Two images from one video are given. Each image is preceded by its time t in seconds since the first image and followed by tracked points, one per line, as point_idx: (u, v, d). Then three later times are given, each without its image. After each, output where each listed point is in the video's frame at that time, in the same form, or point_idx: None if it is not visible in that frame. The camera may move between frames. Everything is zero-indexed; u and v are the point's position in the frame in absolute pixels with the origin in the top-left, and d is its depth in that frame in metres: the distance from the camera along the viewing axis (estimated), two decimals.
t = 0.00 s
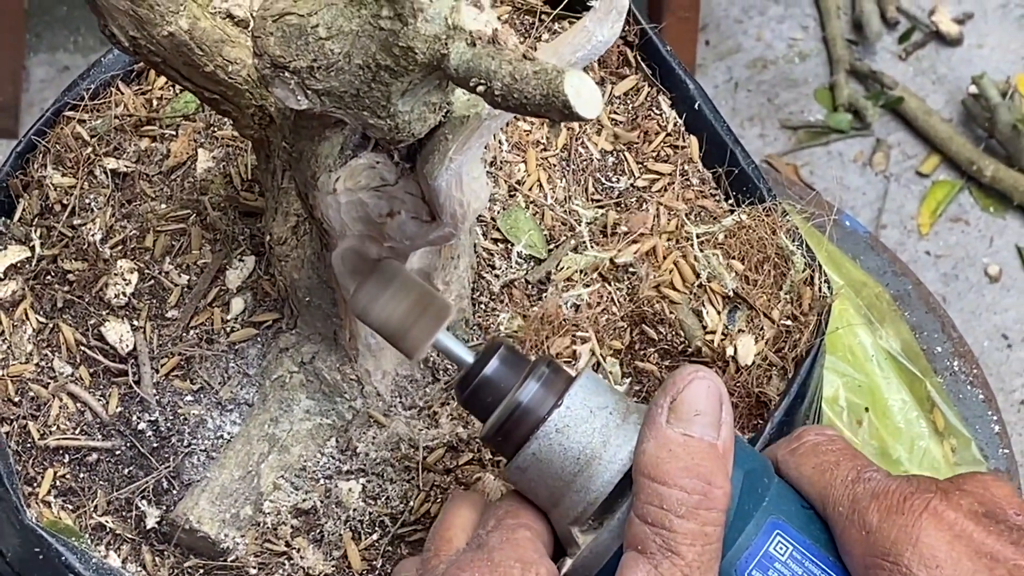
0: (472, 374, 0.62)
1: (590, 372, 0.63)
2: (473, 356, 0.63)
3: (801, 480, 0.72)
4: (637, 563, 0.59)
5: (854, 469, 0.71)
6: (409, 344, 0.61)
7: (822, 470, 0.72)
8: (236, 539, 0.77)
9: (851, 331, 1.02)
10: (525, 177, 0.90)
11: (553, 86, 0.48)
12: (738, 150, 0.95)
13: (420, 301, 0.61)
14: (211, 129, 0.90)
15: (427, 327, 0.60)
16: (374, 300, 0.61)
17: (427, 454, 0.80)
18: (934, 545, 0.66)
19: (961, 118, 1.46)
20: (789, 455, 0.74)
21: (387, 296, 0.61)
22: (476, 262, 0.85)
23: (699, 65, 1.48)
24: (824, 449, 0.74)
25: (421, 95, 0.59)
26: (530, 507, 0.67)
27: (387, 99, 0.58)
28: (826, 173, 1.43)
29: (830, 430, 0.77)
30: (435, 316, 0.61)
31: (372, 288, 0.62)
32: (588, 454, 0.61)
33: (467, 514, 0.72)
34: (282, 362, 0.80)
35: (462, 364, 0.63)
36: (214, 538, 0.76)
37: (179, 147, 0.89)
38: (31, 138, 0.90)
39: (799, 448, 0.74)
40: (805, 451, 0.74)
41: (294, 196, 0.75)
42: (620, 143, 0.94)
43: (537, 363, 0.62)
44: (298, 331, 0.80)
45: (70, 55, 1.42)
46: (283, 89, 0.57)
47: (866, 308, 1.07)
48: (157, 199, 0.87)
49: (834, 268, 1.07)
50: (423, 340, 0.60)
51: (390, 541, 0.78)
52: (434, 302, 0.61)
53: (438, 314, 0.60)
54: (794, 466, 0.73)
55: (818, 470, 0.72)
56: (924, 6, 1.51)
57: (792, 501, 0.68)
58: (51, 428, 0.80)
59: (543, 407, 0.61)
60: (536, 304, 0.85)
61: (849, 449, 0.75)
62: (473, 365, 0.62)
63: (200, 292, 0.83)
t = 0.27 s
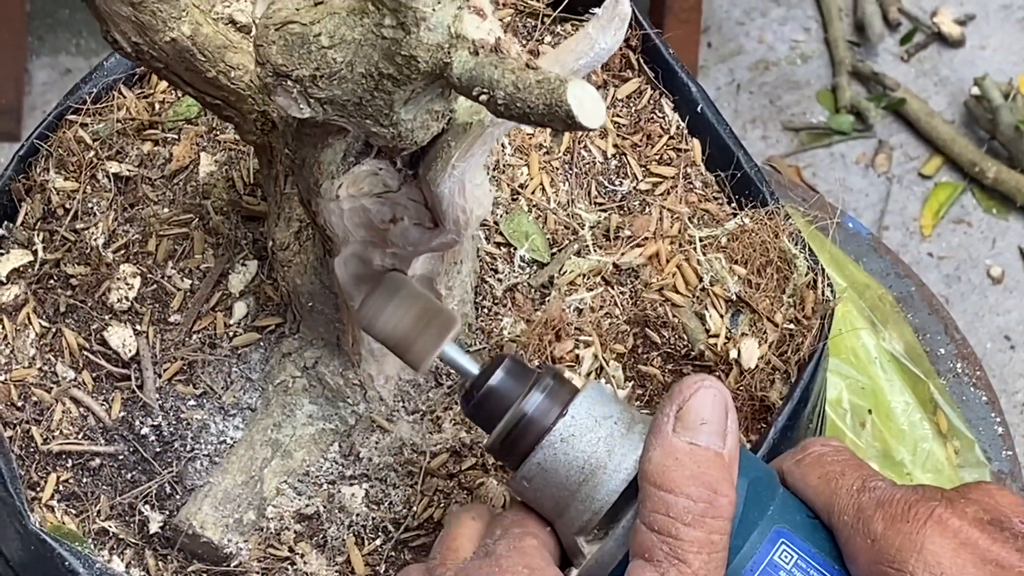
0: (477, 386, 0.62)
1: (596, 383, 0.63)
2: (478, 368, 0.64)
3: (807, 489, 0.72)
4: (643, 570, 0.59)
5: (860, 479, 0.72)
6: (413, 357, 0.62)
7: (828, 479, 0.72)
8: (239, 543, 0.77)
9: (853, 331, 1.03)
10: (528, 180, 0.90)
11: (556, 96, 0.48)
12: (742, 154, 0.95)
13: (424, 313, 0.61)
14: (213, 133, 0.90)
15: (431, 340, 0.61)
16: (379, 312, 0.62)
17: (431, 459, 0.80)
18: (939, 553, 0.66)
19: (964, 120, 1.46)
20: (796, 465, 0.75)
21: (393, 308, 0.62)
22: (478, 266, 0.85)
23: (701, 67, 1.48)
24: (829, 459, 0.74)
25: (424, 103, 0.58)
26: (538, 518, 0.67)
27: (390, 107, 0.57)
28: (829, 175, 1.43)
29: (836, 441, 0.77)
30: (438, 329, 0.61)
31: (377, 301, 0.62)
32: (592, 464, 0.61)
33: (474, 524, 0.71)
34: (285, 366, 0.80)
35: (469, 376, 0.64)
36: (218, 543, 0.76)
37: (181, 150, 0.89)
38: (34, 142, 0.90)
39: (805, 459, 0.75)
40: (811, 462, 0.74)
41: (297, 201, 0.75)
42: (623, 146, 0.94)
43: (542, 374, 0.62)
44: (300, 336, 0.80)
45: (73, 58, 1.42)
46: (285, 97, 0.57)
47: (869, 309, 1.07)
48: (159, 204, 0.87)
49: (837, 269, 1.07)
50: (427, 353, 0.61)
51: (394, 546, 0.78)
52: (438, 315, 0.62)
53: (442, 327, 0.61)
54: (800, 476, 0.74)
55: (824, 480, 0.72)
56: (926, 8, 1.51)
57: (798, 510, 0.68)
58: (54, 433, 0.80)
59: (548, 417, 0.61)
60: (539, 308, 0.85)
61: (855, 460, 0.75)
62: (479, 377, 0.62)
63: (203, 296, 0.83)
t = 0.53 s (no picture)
0: (513, 435, 0.62)
1: (631, 426, 0.63)
2: (512, 418, 0.64)
3: (850, 517, 0.73)
4: None
5: (901, 502, 0.73)
6: (448, 411, 0.62)
7: (869, 505, 0.73)
8: (242, 552, 0.77)
9: (855, 336, 1.04)
10: (529, 188, 0.90)
11: (559, 113, 0.47)
12: (743, 159, 0.95)
13: (456, 366, 0.62)
14: (215, 140, 0.91)
15: (464, 392, 0.61)
16: (411, 367, 0.62)
17: (433, 467, 0.80)
18: (987, 567, 0.66)
19: (966, 121, 1.46)
20: (836, 494, 0.76)
21: (424, 363, 0.62)
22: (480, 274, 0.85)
23: (703, 69, 1.48)
24: (869, 486, 0.75)
25: (427, 117, 0.58)
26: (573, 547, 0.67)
27: (393, 122, 0.57)
28: (830, 178, 1.44)
29: (875, 467, 0.79)
30: (471, 382, 0.61)
31: (409, 354, 0.63)
32: (633, 505, 0.61)
33: (500, 553, 0.69)
34: (288, 375, 0.80)
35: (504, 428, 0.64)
36: (221, 552, 0.76)
37: (183, 158, 0.90)
38: (35, 149, 0.90)
39: (845, 487, 0.76)
40: (852, 489, 0.76)
41: (298, 212, 0.75)
42: (625, 152, 0.94)
43: (577, 420, 0.63)
44: (302, 344, 0.80)
45: (74, 61, 1.42)
46: (288, 112, 0.57)
47: (872, 313, 1.07)
48: (161, 211, 0.87)
49: (838, 273, 1.07)
50: (461, 407, 0.61)
51: (396, 555, 0.78)
52: (470, 368, 0.62)
53: (474, 380, 0.61)
54: (841, 504, 0.74)
55: (865, 505, 0.73)
56: (927, 10, 1.51)
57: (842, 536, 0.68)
58: (57, 441, 0.80)
59: (584, 461, 0.61)
60: (542, 315, 0.85)
61: (896, 484, 0.76)
62: (514, 427, 0.63)
63: (205, 304, 0.84)
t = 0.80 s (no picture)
0: (506, 413, 0.64)
1: (622, 399, 0.65)
2: (505, 398, 0.65)
3: (844, 475, 0.70)
4: None
5: (896, 459, 0.69)
6: (441, 393, 0.64)
7: (864, 463, 0.70)
8: (242, 555, 0.77)
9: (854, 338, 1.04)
10: (529, 190, 0.90)
11: (557, 113, 0.47)
12: (743, 161, 0.95)
13: (448, 347, 0.64)
14: (215, 143, 0.91)
15: (457, 372, 0.63)
16: (402, 351, 0.65)
17: (433, 469, 0.80)
18: (978, 521, 0.62)
19: (966, 123, 1.46)
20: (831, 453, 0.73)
21: (413, 350, 0.64)
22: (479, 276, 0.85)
23: (703, 71, 1.48)
24: (863, 444, 0.72)
25: (425, 118, 0.58)
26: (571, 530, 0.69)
27: (391, 123, 0.57)
28: (830, 180, 1.43)
29: (871, 425, 0.75)
30: (462, 363, 0.64)
31: (397, 341, 0.65)
32: (626, 478, 0.62)
33: (504, 549, 0.70)
34: (287, 378, 0.80)
35: (495, 407, 0.65)
36: (221, 554, 0.76)
37: (182, 161, 0.90)
38: (34, 152, 0.90)
39: (839, 446, 0.73)
40: (847, 447, 0.72)
41: (298, 214, 0.75)
42: (625, 155, 0.94)
43: (568, 396, 0.64)
44: (302, 346, 0.80)
45: (74, 63, 1.42)
46: (286, 113, 0.57)
47: (871, 316, 1.07)
48: (161, 214, 0.87)
49: (838, 276, 1.07)
50: (454, 388, 0.63)
51: (395, 557, 0.78)
52: (461, 349, 0.64)
53: (466, 360, 0.64)
54: (835, 462, 0.72)
55: (860, 462, 0.70)
56: (927, 11, 1.51)
57: (837, 497, 0.68)
58: (56, 444, 0.80)
59: (577, 436, 0.63)
60: (542, 317, 0.85)
61: (891, 440, 0.73)
62: (506, 405, 0.64)
63: (205, 307, 0.84)
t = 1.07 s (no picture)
0: (506, 393, 0.68)
1: (619, 379, 0.68)
2: (503, 377, 0.70)
3: (840, 454, 0.70)
4: (667, 566, 0.61)
5: (892, 438, 0.69)
6: (438, 371, 0.68)
7: (860, 443, 0.70)
8: (242, 557, 0.77)
9: (854, 340, 1.03)
10: (528, 193, 0.90)
11: (557, 112, 0.48)
12: (743, 163, 0.95)
13: (444, 329, 0.68)
14: (215, 146, 0.91)
15: (454, 353, 0.68)
16: (400, 332, 0.69)
17: (433, 471, 0.80)
18: (976, 501, 0.63)
19: (966, 124, 1.46)
20: (827, 432, 0.73)
21: (413, 327, 0.68)
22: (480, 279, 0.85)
23: (703, 73, 1.48)
24: (861, 424, 0.72)
25: (425, 118, 0.57)
26: (571, 518, 0.70)
27: (390, 123, 0.56)
28: (831, 182, 1.43)
29: (867, 404, 0.75)
30: (458, 343, 0.68)
31: (399, 321, 0.69)
32: (623, 456, 0.65)
33: (504, 536, 0.71)
34: (288, 379, 0.80)
35: (495, 386, 0.70)
36: (221, 556, 0.76)
37: (182, 163, 0.90)
38: (34, 156, 0.90)
39: (836, 424, 0.73)
40: (843, 427, 0.72)
41: (298, 216, 0.75)
42: (625, 157, 0.94)
43: (566, 376, 0.68)
44: (302, 349, 0.80)
45: (74, 66, 1.42)
46: (286, 113, 0.58)
47: (872, 319, 1.07)
48: (161, 216, 0.87)
49: (838, 279, 1.07)
50: (452, 366, 0.67)
51: (395, 559, 0.78)
52: (457, 329, 0.68)
53: (462, 340, 0.68)
54: (831, 442, 0.72)
55: (856, 442, 0.70)
56: (928, 12, 1.51)
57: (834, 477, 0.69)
58: (56, 447, 0.80)
59: (575, 415, 0.66)
60: (541, 319, 0.85)
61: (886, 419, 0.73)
62: (506, 385, 0.68)
63: (205, 309, 0.83)
